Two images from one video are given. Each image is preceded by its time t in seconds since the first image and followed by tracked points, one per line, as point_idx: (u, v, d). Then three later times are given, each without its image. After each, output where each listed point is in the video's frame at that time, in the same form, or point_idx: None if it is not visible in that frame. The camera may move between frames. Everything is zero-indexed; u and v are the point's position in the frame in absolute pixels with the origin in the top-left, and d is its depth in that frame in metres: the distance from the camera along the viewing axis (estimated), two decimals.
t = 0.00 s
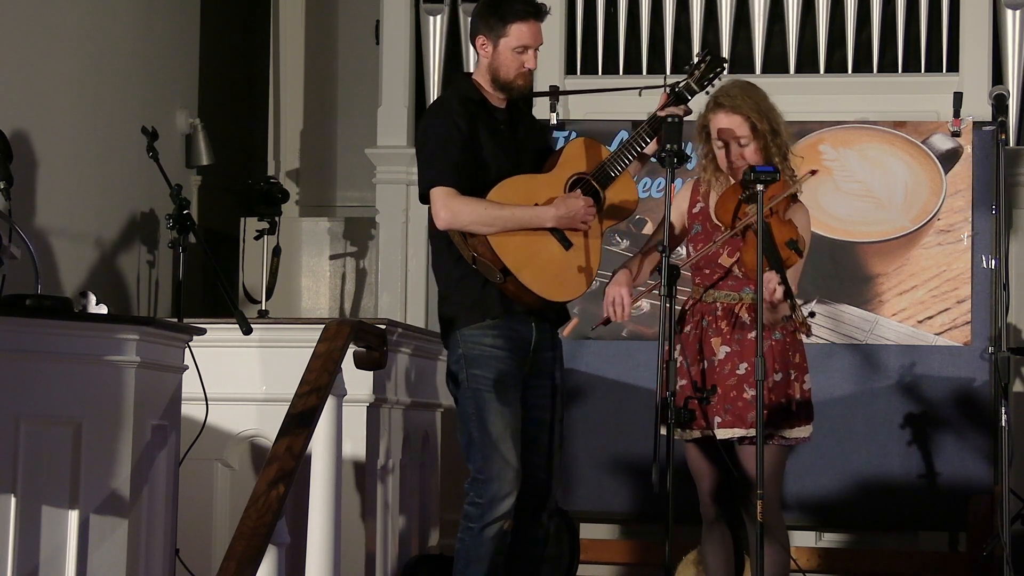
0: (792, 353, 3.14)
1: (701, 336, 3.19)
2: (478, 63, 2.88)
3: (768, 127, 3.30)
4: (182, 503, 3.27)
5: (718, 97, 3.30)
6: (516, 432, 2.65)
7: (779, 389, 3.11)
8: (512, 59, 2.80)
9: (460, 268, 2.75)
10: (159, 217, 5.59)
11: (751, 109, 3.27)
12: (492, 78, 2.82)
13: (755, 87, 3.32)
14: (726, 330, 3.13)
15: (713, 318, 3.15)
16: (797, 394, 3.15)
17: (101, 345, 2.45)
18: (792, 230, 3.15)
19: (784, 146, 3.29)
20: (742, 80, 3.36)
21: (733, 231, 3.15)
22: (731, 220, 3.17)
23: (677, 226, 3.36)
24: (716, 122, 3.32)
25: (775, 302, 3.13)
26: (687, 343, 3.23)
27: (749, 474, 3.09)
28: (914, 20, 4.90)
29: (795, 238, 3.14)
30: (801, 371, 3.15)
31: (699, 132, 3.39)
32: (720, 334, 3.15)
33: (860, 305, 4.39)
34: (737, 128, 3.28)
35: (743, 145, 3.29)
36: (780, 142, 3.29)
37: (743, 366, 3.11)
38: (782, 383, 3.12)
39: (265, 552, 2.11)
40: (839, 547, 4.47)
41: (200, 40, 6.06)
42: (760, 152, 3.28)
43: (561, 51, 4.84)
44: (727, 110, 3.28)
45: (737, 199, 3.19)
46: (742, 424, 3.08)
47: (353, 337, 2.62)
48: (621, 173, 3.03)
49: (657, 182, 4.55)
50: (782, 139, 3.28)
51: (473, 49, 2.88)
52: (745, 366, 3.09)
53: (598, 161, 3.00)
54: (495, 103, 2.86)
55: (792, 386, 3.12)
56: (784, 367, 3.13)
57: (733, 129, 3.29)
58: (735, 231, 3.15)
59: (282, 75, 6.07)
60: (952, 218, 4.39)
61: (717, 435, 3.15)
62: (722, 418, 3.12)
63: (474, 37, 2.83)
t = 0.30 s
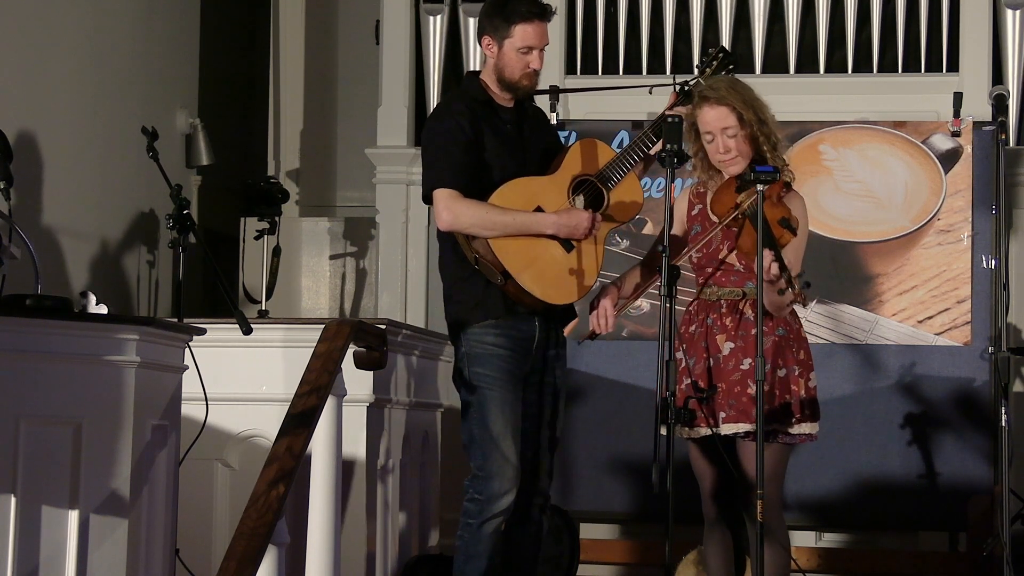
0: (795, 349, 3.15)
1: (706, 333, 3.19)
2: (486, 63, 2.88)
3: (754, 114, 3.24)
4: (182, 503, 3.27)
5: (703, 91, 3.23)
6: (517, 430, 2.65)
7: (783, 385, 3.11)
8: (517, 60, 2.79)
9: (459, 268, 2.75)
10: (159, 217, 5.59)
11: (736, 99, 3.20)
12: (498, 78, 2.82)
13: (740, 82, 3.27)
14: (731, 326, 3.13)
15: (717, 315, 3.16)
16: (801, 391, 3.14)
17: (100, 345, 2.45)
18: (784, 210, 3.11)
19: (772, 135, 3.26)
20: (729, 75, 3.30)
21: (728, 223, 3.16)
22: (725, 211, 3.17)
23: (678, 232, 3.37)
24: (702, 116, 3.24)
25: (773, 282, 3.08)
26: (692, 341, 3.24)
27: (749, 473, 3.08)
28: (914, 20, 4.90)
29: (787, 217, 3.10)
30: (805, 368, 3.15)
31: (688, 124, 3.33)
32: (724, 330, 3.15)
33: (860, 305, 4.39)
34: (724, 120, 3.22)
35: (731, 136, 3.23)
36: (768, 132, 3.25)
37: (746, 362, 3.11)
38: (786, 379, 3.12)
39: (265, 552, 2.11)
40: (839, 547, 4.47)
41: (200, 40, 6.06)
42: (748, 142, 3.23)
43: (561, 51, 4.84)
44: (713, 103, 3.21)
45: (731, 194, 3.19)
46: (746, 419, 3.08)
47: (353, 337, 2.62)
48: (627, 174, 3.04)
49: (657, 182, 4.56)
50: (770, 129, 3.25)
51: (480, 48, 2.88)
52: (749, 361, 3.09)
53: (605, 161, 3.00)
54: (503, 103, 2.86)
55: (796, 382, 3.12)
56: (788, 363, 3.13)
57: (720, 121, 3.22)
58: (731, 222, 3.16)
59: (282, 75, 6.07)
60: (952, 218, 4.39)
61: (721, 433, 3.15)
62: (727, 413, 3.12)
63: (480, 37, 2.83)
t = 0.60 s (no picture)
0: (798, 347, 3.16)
1: (710, 330, 3.21)
2: (490, 65, 2.87)
3: (747, 108, 3.17)
4: (182, 503, 3.27)
5: (693, 90, 3.19)
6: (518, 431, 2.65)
7: (786, 381, 3.12)
8: (519, 63, 2.78)
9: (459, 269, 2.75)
10: (159, 217, 5.59)
11: (726, 95, 3.13)
12: (500, 80, 2.81)
13: (732, 80, 3.23)
14: (734, 322, 3.14)
15: (721, 312, 3.17)
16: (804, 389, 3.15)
17: (100, 346, 2.45)
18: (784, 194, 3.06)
19: (765, 129, 3.19)
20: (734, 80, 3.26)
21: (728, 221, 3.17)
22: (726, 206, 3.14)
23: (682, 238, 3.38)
24: (694, 114, 3.19)
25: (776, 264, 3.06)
26: (696, 339, 3.25)
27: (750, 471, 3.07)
28: (914, 20, 4.90)
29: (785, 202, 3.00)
30: (808, 366, 3.16)
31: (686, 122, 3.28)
32: (728, 327, 3.17)
33: (860, 305, 4.39)
34: (716, 116, 3.15)
35: (724, 131, 3.16)
36: (762, 126, 3.18)
37: (749, 357, 3.11)
38: (788, 376, 3.13)
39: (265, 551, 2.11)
40: (839, 547, 4.47)
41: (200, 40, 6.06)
42: (742, 135, 3.15)
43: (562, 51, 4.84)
44: (703, 100, 3.15)
45: (732, 189, 3.13)
46: (748, 413, 3.08)
47: (353, 336, 2.62)
48: (627, 176, 3.04)
49: (657, 182, 4.55)
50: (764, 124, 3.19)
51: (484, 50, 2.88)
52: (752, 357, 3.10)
53: (604, 164, 3.01)
54: (505, 105, 2.85)
55: (799, 379, 3.12)
56: (791, 361, 3.15)
57: (712, 118, 3.15)
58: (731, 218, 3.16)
59: (281, 75, 6.07)
60: (952, 218, 4.39)
61: (723, 429, 3.14)
62: (729, 408, 3.12)
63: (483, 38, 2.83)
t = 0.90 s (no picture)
0: (800, 348, 3.18)
1: (712, 328, 3.21)
2: (484, 62, 2.87)
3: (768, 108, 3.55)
4: (182, 503, 3.27)
5: (721, 84, 3.56)
6: (515, 431, 2.65)
7: (786, 381, 3.14)
8: (517, 56, 2.79)
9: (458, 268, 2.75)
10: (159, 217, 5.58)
11: (753, 91, 3.51)
12: (496, 74, 2.82)
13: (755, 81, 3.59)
14: (737, 321, 3.15)
15: (723, 311, 3.17)
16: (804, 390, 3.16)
17: (100, 346, 2.44)
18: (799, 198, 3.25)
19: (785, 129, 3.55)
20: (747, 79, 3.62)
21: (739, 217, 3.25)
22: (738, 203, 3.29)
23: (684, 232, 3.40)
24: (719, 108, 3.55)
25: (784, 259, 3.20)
26: (698, 336, 3.26)
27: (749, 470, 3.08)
28: (914, 20, 4.90)
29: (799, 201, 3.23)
30: (808, 368, 3.18)
31: (704, 121, 3.62)
32: (730, 325, 3.17)
33: (860, 305, 4.39)
34: (740, 110, 3.52)
35: (746, 125, 3.55)
36: (783, 126, 3.54)
37: (751, 357, 3.15)
38: (789, 377, 3.15)
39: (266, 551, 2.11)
40: (839, 547, 4.48)
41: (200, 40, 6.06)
42: (762, 132, 3.55)
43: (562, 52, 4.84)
44: (730, 93, 3.52)
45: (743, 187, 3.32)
46: (747, 412, 3.12)
47: (353, 337, 2.62)
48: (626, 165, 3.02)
49: (657, 182, 4.55)
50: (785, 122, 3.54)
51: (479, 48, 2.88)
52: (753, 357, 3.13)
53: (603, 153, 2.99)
54: (500, 102, 2.85)
55: (799, 380, 3.14)
56: (791, 362, 3.17)
57: (735, 111, 3.52)
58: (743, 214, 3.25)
59: (281, 75, 6.06)
60: (952, 218, 4.39)
61: (722, 428, 3.17)
62: (729, 407, 3.15)
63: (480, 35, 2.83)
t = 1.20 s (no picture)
0: (798, 351, 3.17)
1: (711, 326, 3.22)
2: (483, 57, 2.87)
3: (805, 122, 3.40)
4: (182, 504, 3.27)
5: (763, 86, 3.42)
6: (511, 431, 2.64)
7: (784, 384, 3.14)
8: (522, 52, 2.80)
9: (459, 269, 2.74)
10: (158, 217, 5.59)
11: (793, 98, 3.37)
12: (499, 69, 2.82)
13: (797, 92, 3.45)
14: (738, 321, 3.16)
15: (724, 309, 3.17)
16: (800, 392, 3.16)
17: (100, 346, 2.44)
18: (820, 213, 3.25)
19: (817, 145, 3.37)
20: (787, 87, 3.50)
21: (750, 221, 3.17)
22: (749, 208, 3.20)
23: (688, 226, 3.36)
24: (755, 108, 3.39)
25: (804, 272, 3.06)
26: (696, 334, 3.26)
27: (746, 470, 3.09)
28: (914, 21, 4.90)
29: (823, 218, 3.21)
30: (807, 371, 3.18)
31: (733, 119, 3.46)
32: (730, 324, 3.17)
33: (860, 305, 4.39)
34: (775, 114, 3.37)
35: (779, 133, 3.38)
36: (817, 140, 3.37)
37: (751, 357, 3.15)
38: (787, 379, 3.15)
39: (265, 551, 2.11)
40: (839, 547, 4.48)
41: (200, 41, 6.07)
42: (793, 142, 3.37)
43: (562, 51, 4.84)
44: (770, 96, 3.37)
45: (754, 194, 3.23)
46: (746, 412, 3.13)
47: (353, 336, 2.62)
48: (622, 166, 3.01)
49: (657, 182, 4.55)
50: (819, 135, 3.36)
51: (480, 43, 2.88)
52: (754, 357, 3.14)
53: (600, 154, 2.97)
54: (500, 97, 2.84)
55: (797, 384, 3.14)
56: (790, 364, 3.16)
57: (770, 115, 3.37)
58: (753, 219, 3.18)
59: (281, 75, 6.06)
60: (952, 218, 4.39)
61: (719, 426, 3.18)
62: (727, 406, 3.16)
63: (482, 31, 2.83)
